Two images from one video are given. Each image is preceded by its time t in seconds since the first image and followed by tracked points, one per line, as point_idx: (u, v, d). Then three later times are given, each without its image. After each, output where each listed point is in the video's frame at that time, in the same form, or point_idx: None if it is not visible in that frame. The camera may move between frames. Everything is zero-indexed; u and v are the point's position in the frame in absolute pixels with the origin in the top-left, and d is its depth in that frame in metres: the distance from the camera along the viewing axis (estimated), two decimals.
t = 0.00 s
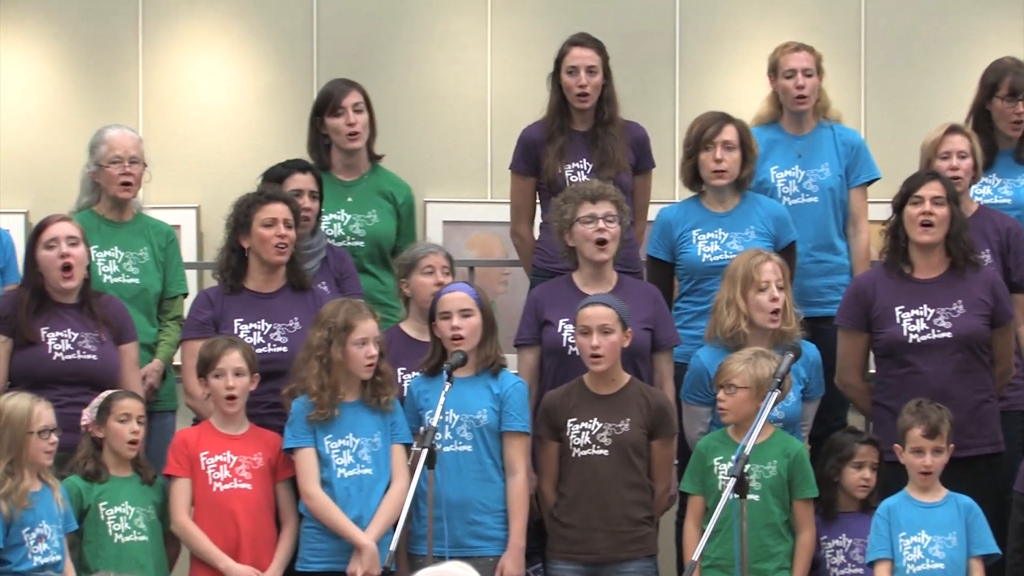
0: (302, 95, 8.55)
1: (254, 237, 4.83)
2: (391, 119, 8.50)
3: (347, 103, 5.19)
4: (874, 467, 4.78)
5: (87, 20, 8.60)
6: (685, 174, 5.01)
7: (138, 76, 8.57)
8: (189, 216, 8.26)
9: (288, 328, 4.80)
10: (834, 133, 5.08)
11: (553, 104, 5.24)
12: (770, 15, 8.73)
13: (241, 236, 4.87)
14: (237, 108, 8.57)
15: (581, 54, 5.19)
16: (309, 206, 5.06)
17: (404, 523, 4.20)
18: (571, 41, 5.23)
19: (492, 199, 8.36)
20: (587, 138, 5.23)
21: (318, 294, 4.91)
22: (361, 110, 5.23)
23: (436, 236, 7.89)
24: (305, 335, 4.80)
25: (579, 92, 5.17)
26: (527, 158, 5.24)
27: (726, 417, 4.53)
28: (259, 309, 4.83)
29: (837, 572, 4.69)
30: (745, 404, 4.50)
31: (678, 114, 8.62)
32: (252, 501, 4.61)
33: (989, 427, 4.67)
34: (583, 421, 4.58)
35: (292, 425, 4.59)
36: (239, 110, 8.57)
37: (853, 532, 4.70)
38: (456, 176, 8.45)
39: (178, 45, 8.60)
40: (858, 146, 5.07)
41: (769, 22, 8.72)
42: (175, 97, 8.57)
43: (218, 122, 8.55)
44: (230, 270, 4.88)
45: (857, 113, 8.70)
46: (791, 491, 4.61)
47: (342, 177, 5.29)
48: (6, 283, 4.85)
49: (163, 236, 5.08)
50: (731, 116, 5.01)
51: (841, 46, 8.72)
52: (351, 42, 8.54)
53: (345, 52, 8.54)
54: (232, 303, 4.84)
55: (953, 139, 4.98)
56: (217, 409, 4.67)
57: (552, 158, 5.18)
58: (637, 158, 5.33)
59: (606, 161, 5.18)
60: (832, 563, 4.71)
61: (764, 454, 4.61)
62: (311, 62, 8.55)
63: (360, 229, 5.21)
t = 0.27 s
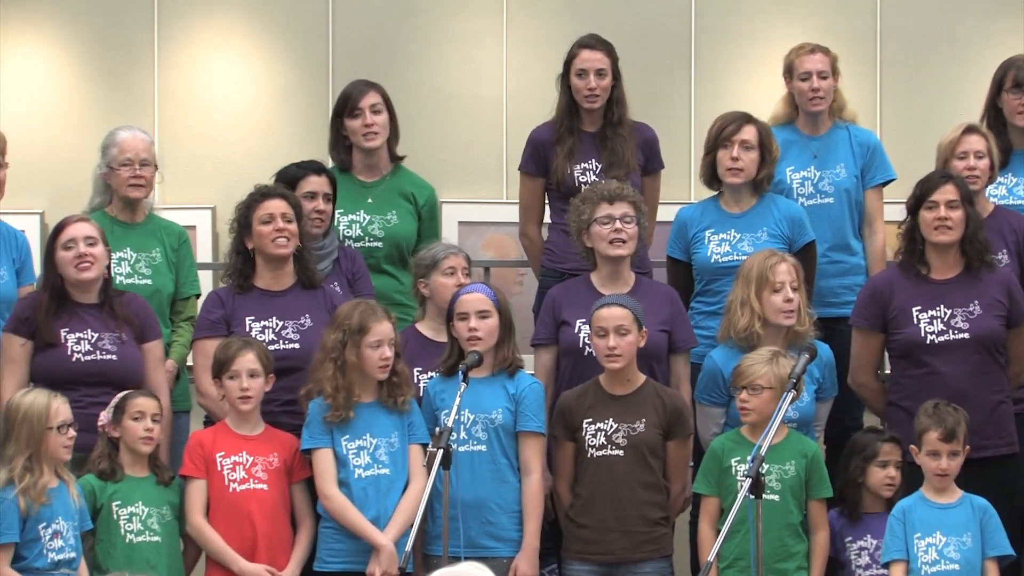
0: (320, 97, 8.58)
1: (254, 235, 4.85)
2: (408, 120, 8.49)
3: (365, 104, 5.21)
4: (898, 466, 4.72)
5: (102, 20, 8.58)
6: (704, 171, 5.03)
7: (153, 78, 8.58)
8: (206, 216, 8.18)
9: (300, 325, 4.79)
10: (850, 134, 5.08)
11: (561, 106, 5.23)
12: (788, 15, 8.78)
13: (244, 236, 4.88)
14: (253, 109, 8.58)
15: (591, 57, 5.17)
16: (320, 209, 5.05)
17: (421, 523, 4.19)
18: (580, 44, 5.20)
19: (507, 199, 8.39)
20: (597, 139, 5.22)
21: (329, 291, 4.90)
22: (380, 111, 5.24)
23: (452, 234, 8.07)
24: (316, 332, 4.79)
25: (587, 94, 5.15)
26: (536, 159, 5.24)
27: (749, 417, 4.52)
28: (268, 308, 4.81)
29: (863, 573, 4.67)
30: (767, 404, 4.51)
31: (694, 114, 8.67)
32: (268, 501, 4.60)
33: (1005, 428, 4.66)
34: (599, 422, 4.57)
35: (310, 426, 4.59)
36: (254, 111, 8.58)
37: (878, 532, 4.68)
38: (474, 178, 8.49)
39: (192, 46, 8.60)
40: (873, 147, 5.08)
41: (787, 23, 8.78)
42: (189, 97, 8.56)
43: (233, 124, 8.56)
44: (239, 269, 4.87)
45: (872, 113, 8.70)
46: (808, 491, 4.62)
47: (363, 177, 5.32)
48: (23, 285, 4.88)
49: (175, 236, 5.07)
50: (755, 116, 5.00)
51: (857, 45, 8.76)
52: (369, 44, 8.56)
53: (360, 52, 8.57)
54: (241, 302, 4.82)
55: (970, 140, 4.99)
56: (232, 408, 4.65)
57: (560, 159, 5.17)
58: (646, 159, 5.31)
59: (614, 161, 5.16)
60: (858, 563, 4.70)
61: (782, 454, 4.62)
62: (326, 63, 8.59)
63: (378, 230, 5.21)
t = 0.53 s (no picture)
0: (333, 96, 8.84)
1: (251, 238, 4.82)
2: (421, 117, 8.76)
3: (378, 105, 5.21)
4: (920, 465, 4.71)
5: (117, 21, 8.91)
6: (718, 170, 5.04)
7: (163, 77, 8.89)
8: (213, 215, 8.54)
9: (304, 326, 4.76)
10: (860, 134, 5.08)
11: (564, 107, 5.20)
12: (796, 15, 8.93)
13: (242, 238, 4.86)
14: (264, 106, 8.86)
15: (595, 60, 5.13)
16: (324, 207, 5.06)
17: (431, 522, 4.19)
18: (585, 45, 5.15)
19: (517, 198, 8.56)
20: (598, 139, 5.18)
21: (333, 290, 4.86)
22: (393, 113, 5.24)
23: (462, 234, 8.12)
24: (321, 331, 4.76)
25: (590, 96, 5.11)
26: (538, 159, 5.22)
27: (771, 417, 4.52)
28: (272, 308, 4.78)
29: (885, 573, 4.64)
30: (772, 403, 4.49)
31: (707, 107, 8.86)
32: (278, 501, 4.57)
33: (1018, 427, 4.65)
34: (610, 422, 4.57)
35: (322, 426, 4.59)
36: (264, 104, 8.87)
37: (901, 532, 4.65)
38: (488, 177, 8.70)
39: (206, 47, 8.89)
40: (884, 147, 5.08)
41: (795, 23, 8.93)
42: (202, 97, 8.87)
43: (244, 121, 8.85)
44: (242, 269, 4.84)
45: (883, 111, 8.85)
46: (817, 490, 4.64)
47: (376, 177, 5.32)
48: (34, 285, 4.94)
49: (183, 236, 5.06)
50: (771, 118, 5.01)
51: (867, 45, 8.89)
52: (380, 43, 8.80)
53: (372, 51, 8.80)
54: (246, 303, 4.79)
55: (982, 140, 4.98)
56: (243, 408, 4.62)
57: (563, 160, 5.14)
58: (649, 159, 5.27)
59: (617, 161, 5.11)
60: (880, 564, 4.66)
61: (793, 454, 4.62)
62: (338, 61, 8.82)
63: (389, 229, 5.21)
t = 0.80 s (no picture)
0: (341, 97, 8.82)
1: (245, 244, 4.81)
2: (430, 116, 8.75)
3: (384, 106, 5.20)
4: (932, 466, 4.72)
5: (127, 21, 8.86)
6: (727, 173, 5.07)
7: (172, 77, 8.86)
8: (222, 216, 8.59)
9: (307, 328, 4.74)
10: (867, 134, 5.10)
11: (565, 108, 5.19)
12: (805, 17, 8.96)
13: (237, 245, 4.84)
14: (271, 106, 8.84)
15: (597, 60, 5.13)
16: (324, 205, 5.06)
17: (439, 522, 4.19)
18: (586, 47, 5.17)
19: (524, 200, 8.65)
20: (599, 140, 5.17)
21: (332, 288, 4.86)
22: (398, 114, 5.24)
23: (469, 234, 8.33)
24: (325, 333, 4.74)
25: (593, 98, 5.11)
26: (538, 159, 5.22)
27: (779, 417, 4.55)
28: (274, 311, 4.75)
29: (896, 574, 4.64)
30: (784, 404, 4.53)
31: (712, 111, 8.87)
32: (281, 501, 4.51)
33: None
34: (618, 422, 4.57)
35: (333, 426, 4.59)
36: (271, 103, 8.85)
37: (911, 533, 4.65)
38: (499, 177, 8.74)
39: (215, 47, 8.87)
40: (891, 147, 5.10)
41: (803, 25, 8.95)
42: (209, 97, 8.85)
43: (254, 121, 8.83)
44: (240, 274, 4.82)
45: (890, 113, 8.86)
46: (818, 490, 4.64)
47: (379, 178, 5.30)
48: (41, 286, 4.93)
49: (189, 237, 5.05)
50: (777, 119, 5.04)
51: (874, 46, 8.90)
52: (387, 43, 8.78)
53: (379, 50, 8.78)
54: (248, 306, 4.76)
55: (993, 142, 5.01)
56: (250, 409, 4.58)
57: (562, 161, 5.13)
58: (649, 159, 5.26)
59: (616, 161, 5.10)
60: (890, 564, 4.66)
61: (797, 454, 4.63)
62: (346, 60, 8.80)
63: (393, 229, 5.21)
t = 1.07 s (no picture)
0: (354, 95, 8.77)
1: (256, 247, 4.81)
2: (442, 116, 8.69)
3: (392, 106, 5.19)
4: (940, 465, 4.72)
5: (141, 19, 8.90)
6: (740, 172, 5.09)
7: (185, 76, 8.87)
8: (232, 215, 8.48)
9: (320, 328, 4.74)
10: (881, 133, 5.11)
11: (574, 107, 5.19)
12: (818, 15, 8.95)
13: (248, 248, 4.84)
14: (283, 105, 8.82)
15: (606, 59, 5.11)
16: (332, 203, 5.06)
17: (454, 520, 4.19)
18: (597, 44, 5.14)
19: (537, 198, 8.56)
20: (609, 139, 5.16)
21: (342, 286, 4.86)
22: (406, 113, 5.23)
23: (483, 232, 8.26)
24: (339, 334, 4.75)
25: (603, 95, 5.10)
26: (548, 158, 5.22)
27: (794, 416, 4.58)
28: (287, 312, 4.76)
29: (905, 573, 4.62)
30: (801, 402, 4.59)
31: (728, 105, 8.86)
32: (294, 500, 4.51)
33: None
34: (633, 421, 4.57)
35: (349, 424, 4.60)
36: (283, 101, 8.83)
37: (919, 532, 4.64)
38: (507, 173, 8.67)
39: (230, 44, 8.87)
40: (906, 146, 5.11)
41: (818, 23, 8.95)
42: (223, 94, 8.84)
43: (269, 119, 8.80)
44: (252, 275, 4.82)
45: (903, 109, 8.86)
46: (826, 488, 4.65)
47: (386, 177, 5.29)
48: (57, 284, 4.94)
49: (203, 236, 5.06)
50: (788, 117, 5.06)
51: (888, 44, 8.91)
52: (400, 41, 8.73)
53: (393, 48, 8.73)
54: (261, 308, 4.76)
55: (1015, 139, 4.99)
56: (264, 406, 4.58)
57: (572, 160, 5.13)
58: (659, 159, 5.26)
59: (626, 160, 5.10)
60: (899, 563, 4.64)
61: (806, 452, 4.63)
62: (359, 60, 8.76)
63: (404, 228, 5.21)
